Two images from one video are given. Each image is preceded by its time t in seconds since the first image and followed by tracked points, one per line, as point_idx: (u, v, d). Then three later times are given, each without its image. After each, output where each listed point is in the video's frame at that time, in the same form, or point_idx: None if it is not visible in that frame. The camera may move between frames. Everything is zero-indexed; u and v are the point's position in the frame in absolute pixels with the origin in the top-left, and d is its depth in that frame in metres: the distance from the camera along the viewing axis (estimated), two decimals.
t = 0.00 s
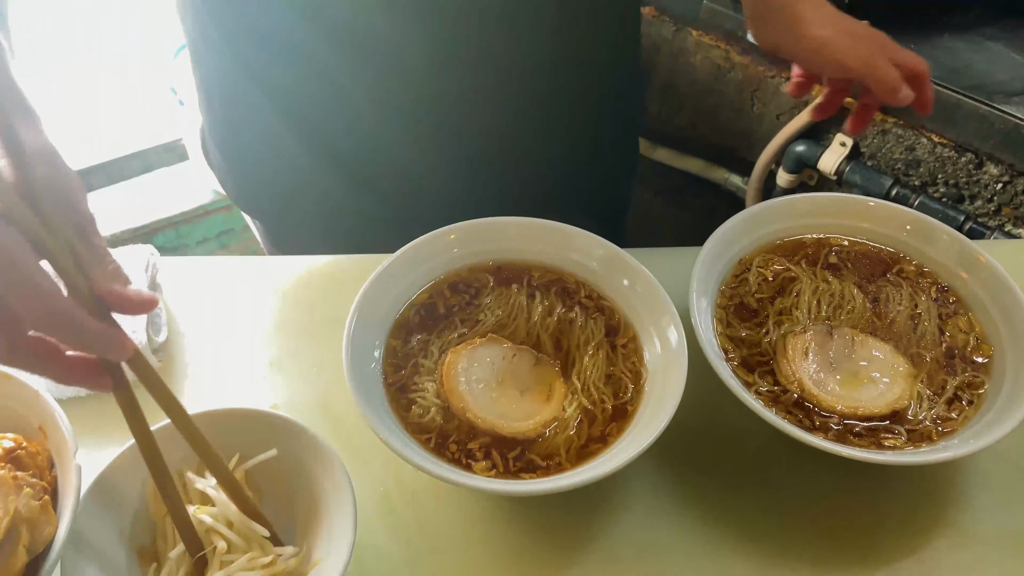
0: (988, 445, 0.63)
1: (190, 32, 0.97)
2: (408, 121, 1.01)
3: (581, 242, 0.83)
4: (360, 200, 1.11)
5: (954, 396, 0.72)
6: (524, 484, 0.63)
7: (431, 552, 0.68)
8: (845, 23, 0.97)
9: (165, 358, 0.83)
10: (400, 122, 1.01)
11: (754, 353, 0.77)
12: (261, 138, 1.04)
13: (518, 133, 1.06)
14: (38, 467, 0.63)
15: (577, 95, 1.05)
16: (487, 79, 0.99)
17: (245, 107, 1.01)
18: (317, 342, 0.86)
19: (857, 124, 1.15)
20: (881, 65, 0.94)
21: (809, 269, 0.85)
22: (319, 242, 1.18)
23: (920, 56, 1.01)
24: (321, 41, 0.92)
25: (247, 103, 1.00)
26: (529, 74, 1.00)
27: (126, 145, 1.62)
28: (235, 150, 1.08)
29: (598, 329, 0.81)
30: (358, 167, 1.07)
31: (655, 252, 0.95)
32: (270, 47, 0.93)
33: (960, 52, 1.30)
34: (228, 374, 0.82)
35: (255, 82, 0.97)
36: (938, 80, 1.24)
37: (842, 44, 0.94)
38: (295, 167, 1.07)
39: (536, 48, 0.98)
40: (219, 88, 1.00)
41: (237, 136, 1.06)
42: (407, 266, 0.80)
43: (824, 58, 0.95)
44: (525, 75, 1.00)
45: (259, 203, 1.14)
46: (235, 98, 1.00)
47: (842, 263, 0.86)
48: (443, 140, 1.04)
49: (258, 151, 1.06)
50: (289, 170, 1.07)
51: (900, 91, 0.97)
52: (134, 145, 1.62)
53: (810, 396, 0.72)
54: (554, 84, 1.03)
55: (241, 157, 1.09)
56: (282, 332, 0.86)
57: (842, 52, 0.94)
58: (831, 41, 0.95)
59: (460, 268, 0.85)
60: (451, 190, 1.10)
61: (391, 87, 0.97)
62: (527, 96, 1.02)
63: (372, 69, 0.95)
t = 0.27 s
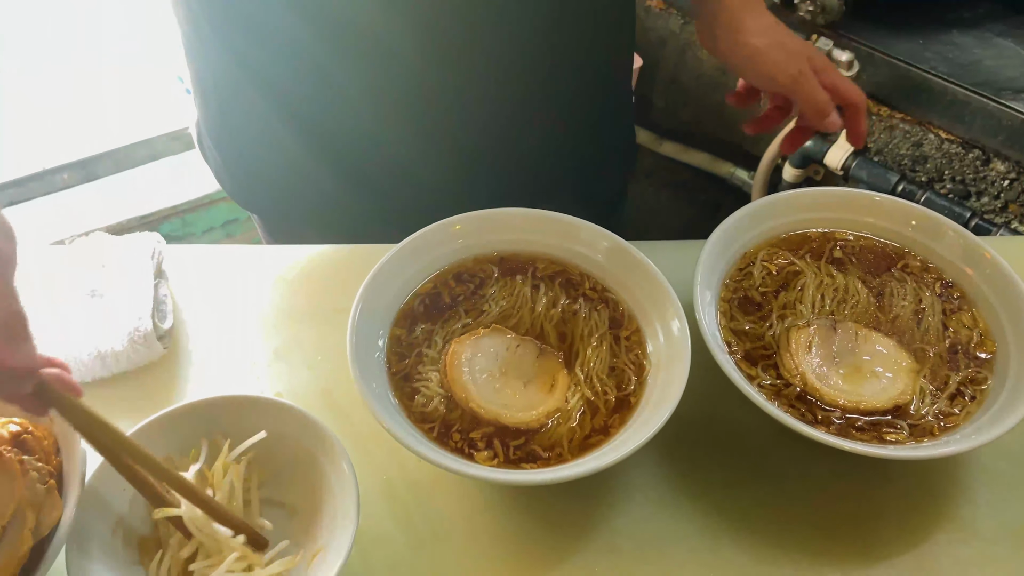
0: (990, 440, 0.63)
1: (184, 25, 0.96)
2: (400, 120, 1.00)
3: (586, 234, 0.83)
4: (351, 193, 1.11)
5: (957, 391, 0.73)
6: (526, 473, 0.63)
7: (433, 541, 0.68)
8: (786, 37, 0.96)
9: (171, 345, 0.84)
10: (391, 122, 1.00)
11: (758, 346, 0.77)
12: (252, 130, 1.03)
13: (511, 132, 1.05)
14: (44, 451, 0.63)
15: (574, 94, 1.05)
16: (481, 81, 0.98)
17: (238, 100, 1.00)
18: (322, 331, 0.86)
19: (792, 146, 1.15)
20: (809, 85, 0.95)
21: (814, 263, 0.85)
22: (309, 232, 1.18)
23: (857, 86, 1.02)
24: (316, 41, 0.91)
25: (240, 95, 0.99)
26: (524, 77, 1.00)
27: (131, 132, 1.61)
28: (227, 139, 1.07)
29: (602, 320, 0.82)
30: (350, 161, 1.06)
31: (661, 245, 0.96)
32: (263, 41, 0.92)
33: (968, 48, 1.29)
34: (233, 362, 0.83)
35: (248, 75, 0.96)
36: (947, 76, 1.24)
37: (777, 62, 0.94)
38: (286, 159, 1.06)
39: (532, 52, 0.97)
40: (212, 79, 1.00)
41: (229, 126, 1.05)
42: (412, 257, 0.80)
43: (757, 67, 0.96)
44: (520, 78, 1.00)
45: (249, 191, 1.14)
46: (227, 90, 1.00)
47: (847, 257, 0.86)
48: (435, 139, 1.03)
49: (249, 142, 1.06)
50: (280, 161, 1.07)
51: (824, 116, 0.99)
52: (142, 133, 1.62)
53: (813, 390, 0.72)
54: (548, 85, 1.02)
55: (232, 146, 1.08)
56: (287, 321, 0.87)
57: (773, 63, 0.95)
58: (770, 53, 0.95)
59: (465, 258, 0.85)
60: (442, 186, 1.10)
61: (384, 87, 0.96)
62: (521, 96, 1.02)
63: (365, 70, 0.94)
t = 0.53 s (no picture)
0: (989, 442, 0.63)
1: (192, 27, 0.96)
2: (406, 120, 1.01)
3: (589, 235, 0.83)
4: (356, 192, 1.12)
5: (958, 394, 0.73)
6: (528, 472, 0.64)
7: (435, 537, 0.69)
8: (765, 37, 0.99)
9: (177, 342, 0.84)
10: (398, 122, 1.01)
11: (759, 347, 0.77)
12: (259, 130, 1.04)
13: (516, 132, 1.06)
14: (52, 446, 0.64)
15: (579, 95, 1.05)
16: (488, 83, 0.99)
17: (245, 100, 1.01)
18: (327, 329, 0.87)
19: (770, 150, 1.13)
20: (783, 84, 0.97)
21: (816, 265, 0.85)
22: (314, 230, 1.19)
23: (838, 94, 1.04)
24: (324, 42, 0.92)
25: (247, 96, 1.00)
26: (529, 78, 1.00)
27: (137, 133, 1.61)
28: (235, 138, 1.08)
29: (605, 321, 0.82)
30: (356, 161, 1.07)
31: (665, 246, 0.96)
32: (272, 43, 0.93)
33: (974, 52, 1.29)
34: (239, 359, 0.83)
35: (256, 76, 0.97)
36: (953, 79, 1.24)
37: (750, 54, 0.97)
38: (292, 159, 1.07)
39: (538, 54, 0.98)
40: (219, 80, 1.00)
41: (235, 126, 1.06)
42: (416, 257, 0.81)
43: (734, 61, 0.98)
44: (525, 79, 1.00)
45: (254, 190, 1.14)
46: (235, 91, 1.00)
47: (849, 260, 0.86)
48: (440, 140, 1.04)
49: (256, 142, 1.06)
50: (286, 161, 1.07)
51: (798, 117, 1.01)
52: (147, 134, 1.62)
53: (814, 391, 0.72)
54: (553, 86, 1.03)
55: (238, 146, 1.09)
56: (292, 319, 0.88)
57: (750, 59, 0.97)
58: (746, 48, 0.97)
59: (470, 258, 0.86)
60: (447, 186, 1.11)
61: (391, 88, 0.97)
62: (526, 98, 1.02)
63: (373, 71, 0.95)
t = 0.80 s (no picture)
0: (989, 443, 0.63)
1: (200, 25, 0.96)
2: (411, 122, 1.01)
3: (589, 236, 0.84)
4: (360, 193, 1.12)
5: (957, 395, 0.73)
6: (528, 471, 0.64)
7: (435, 536, 0.69)
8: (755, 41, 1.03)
9: (178, 342, 0.85)
10: (403, 123, 1.01)
11: (759, 348, 0.77)
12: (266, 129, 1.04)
13: (520, 134, 1.06)
14: (53, 445, 0.64)
15: (580, 96, 1.05)
16: (490, 84, 0.99)
17: (253, 99, 1.01)
18: (326, 328, 0.87)
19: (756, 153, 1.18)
20: (768, 89, 1.00)
21: (815, 266, 0.85)
22: (318, 229, 1.19)
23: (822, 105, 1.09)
24: (333, 43, 0.92)
25: (255, 95, 1.00)
26: (535, 80, 1.01)
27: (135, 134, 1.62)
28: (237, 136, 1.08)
29: (605, 321, 0.82)
30: (360, 161, 1.07)
31: (665, 246, 0.96)
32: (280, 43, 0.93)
33: (976, 53, 1.29)
34: (239, 358, 0.83)
35: (265, 76, 0.97)
36: (955, 81, 1.24)
37: (736, 57, 1.01)
38: (298, 157, 1.07)
39: (544, 55, 0.98)
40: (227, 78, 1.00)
41: (243, 124, 1.06)
42: (416, 257, 0.81)
43: (722, 64, 1.02)
44: (530, 81, 1.01)
45: (260, 187, 1.14)
46: (243, 89, 1.00)
47: (849, 261, 0.87)
48: (444, 142, 1.04)
49: (263, 140, 1.06)
50: (292, 159, 1.08)
51: (783, 126, 1.03)
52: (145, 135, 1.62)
53: (813, 392, 0.72)
54: (559, 87, 1.03)
55: (244, 143, 1.09)
56: (294, 318, 0.88)
57: (736, 62, 1.01)
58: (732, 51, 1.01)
59: (470, 258, 0.86)
60: (450, 187, 1.11)
61: (398, 89, 0.97)
62: (527, 99, 1.02)
63: (376, 71, 0.95)
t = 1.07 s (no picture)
0: (983, 445, 0.63)
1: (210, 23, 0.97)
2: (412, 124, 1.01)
3: (584, 239, 0.84)
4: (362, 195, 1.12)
5: (951, 397, 0.73)
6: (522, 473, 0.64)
7: (431, 539, 0.69)
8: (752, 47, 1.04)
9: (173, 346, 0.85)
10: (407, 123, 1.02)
11: (753, 350, 0.77)
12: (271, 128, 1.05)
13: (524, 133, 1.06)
14: (46, 449, 0.64)
15: (576, 98, 1.06)
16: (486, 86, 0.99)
17: (257, 98, 1.01)
18: (321, 332, 0.87)
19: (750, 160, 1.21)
20: (763, 95, 1.01)
21: (809, 268, 0.85)
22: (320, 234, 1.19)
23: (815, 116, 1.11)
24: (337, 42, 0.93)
25: (262, 93, 1.01)
26: (531, 81, 1.01)
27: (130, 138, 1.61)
28: (236, 136, 1.09)
29: (599, 324, 0.82)
30: (363, 162, 1.08)
31: (660, 249, 0.96)
32: (285, 37, 0.94)
33: (973, 57, 1.30)
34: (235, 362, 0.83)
35: (272, 75, 0.98)
36: (950, 85, 1.24)
37: (733, 61, 1.03)
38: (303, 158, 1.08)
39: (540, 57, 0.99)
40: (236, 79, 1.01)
41: (253, 126, 1.07)
42: (412, 260, 0.81)
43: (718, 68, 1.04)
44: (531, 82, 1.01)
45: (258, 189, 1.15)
46: (250, 86, 1.01)
47: (843, 264, 0.87)
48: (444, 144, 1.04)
49: (269, 139, 1.07)
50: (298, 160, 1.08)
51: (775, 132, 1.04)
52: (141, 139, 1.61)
53: (807, 394, 0.72)
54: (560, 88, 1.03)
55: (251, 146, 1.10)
56: (290, 322, 0.88)
57: (732, 67, 1.03)
58: (729, 55, 1.03)
59: (465, 261, 0.86)
60: (452, 189, 1.11)
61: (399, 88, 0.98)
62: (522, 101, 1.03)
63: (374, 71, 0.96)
